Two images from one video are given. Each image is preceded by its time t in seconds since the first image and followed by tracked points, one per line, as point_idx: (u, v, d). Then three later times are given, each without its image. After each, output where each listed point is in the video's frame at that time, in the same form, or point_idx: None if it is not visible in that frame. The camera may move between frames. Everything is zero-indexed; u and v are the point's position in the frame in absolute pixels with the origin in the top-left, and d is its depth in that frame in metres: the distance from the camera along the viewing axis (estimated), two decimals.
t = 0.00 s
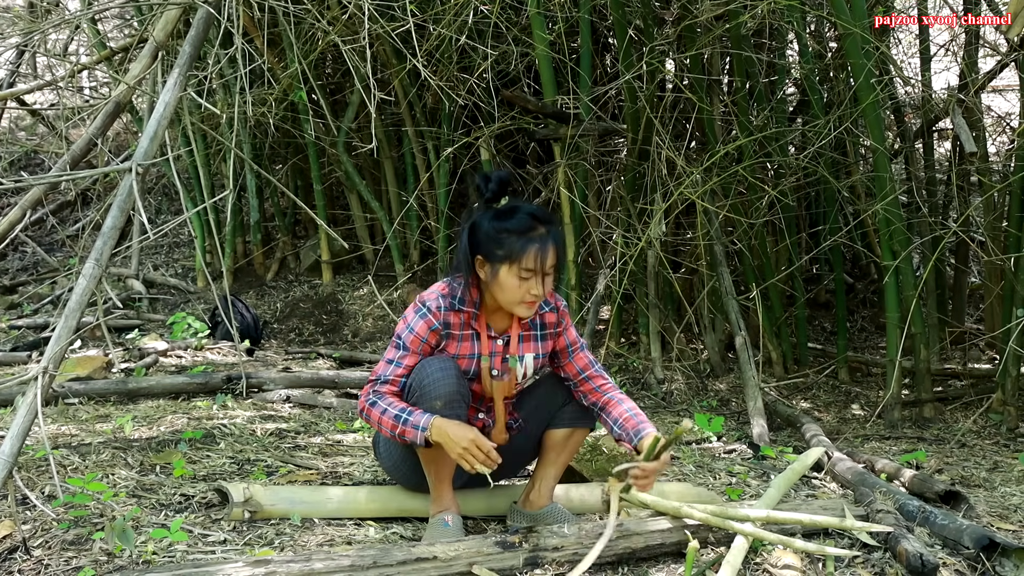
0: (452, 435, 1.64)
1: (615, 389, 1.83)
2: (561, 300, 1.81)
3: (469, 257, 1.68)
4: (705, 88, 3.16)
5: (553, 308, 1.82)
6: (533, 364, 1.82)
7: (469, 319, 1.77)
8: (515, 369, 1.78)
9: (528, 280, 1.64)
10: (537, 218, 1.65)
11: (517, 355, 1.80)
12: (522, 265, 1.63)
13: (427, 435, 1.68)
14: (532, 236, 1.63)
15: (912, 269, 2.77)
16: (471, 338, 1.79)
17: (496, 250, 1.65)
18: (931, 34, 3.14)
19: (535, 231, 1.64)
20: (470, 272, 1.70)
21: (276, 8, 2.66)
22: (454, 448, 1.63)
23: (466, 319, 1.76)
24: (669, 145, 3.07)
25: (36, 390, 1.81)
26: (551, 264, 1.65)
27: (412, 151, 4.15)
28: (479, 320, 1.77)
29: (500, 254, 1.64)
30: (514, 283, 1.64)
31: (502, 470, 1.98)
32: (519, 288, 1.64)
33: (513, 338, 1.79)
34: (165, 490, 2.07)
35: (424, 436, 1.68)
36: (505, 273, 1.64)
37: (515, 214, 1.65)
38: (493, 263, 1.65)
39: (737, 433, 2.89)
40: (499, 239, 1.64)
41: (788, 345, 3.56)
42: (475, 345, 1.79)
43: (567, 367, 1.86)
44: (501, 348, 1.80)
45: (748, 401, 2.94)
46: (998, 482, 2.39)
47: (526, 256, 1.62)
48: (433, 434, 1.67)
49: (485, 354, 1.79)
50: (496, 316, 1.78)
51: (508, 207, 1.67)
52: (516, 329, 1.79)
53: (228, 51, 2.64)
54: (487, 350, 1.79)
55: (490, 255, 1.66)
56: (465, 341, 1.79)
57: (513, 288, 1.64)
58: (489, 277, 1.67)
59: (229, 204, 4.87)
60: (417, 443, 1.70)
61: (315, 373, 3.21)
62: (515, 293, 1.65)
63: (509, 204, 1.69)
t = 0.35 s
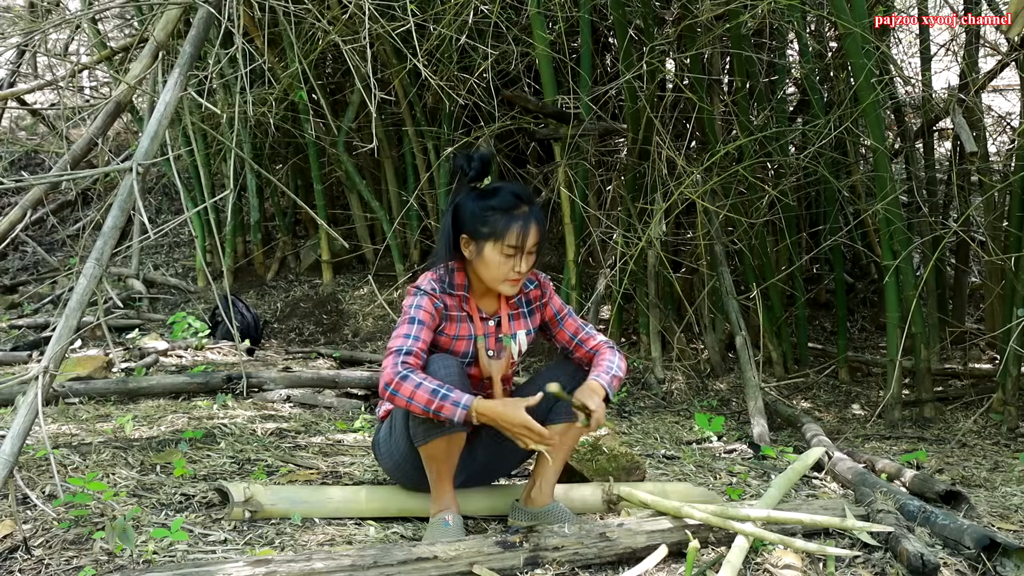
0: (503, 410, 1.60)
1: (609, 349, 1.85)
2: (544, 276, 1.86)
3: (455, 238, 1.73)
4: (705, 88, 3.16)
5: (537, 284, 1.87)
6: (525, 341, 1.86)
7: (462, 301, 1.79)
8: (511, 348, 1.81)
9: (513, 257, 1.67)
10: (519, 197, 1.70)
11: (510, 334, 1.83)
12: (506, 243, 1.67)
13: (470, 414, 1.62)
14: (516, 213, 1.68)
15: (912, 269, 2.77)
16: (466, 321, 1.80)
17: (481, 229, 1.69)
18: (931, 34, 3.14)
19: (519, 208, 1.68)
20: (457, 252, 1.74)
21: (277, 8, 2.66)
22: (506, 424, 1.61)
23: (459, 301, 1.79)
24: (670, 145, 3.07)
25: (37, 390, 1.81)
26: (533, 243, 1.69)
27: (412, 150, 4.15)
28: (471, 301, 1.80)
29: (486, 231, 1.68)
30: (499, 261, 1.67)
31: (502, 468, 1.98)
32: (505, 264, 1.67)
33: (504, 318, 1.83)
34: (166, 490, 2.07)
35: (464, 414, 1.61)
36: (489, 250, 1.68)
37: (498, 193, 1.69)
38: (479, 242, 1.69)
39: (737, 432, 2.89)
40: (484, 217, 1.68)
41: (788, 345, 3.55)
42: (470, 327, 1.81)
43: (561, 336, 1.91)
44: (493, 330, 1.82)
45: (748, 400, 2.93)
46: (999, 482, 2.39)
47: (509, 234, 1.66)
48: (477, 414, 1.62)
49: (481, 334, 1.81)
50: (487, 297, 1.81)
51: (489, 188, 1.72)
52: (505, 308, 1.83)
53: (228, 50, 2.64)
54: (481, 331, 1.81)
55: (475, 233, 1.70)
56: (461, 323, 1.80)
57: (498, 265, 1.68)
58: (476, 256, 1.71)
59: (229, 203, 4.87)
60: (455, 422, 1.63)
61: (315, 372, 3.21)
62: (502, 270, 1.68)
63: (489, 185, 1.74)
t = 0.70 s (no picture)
0: (532, 426, 1.65)
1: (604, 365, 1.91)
2: (558, 283, 1.87)
3: (481, 242, 1.71)
4: (705, 88, 3.16)
5: (551, 290, 1.88)
6: (539, 345, 1.87)
7: (483, 304, 1.78)
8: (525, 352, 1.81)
9: (541, 261, 1.69)
10: (547, 202, 1.70)
11: (525, 338, 1.84)
12: (536, 247, 1.67)
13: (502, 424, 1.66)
14: (545, 219, 1.68)
15: (913, 269, 2.77)
16: (484, 325, 1.80)
17: (511, 234, 1.68)
18: (931, 34, 3.14)
19: (547, 214, 1.69)
20: (482, 256, 1.72)
21: (278, 8, 2.66)
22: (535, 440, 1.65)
23: (479, 304, 1.78)
24: (670, 145, 3.07)
25: (38, 389, 1.81)
26: (560, 247, 1.71)
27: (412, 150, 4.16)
28: (489, 305, 1.79)
29: (516, 236, 1.67)
30: (527, 265, 1.68)
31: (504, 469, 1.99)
32: (533, 268, 1.68)
33: (520, 322, 1.83)
34: (167, 489, 2.07)
35: (499, 426, 1.65)
36: (519, 254, 1.68)
37: (527, 198, 1.69)
38: (506, 246, 1.68)
39: (738, 432, 2.89)
40: (513, 222, 1.67)
41: (789, 345, 3.55)
42: (487, 331, 1.81)
43: (567, 344, 1.94)
44: (508, 333, 1.83)
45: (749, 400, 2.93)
46: (999, 482, 2.39)
47: (541, 239, 1.67)
48: (510, 424, 1.66)
49: (498, 338, 1.81)
50: (503, 301, 1.81)
51: (517, 192, 1.70)
52: (521, 312, 1.83)
53: (229, 50, 2.64)
54: (498, 335, 1.81)
55: (503, 238, 1.69)
56: (480, 328, 1.80)
57: (526, 270, 1.69)
58: (502, 261, 1.70)
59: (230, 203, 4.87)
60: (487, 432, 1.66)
61: (316, 372, 3.21)
62: (531, 274, 1.69)
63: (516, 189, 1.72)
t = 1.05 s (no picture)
0: (517, 440, 1.63)
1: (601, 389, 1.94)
2: (576, 300, 1.86)
3: (503, 247, 1.71)
4: (706, 88, 3.16)
5: (568, 306, 1.87)
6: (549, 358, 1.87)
7: (498, 309, 1.78)
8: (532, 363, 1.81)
9: (557, 276, 1.66)
10: (574, 219, 1.67)
11: (536, 349, 1.83)
12: (556, 262, 1.65)
13: (488, 435, 1.65)
14: (568, 236, 1.65)
15: (913, 269, 2.77)
16: (497, 330, 1.80)
17: (531, 244, 1.66)
18: (932, 34, 3.14)
19: (572, 231, 1.66)
20: (501, 262, 1.72)
21: (279, 8, 2.66)
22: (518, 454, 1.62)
23: (495, 309, 1.78)
24: (671, 146, 3.07)
25: (40, 389, 1.81)
26: (580, 265, 1.68)
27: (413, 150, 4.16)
28: (505, 311, 1.79)
29: (535, 248, 1.65)
30: (543, 278, 1.66)
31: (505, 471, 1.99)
32: (548, 282, 1.67)
33: (533, 332, 1.83)
34: (168, 489, 2.07)
35: (484, 436, 1.65)
36: (536, 267, 1.66)
37: (554, 212, 1.67)
38: (526, 256, 1.67)
39: (738, 432, 2.89)
40: (536, 233, 1.66)
41: (789, 345, 3.55)
42: (498, 337, 1.81)
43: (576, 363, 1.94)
44: (520, 341, 1.83)
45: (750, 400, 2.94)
46: (1000, 482, 2.39)
47: (560, 255, 1.65)
48: (496, 436, 1.65)
49: (508, 345, 1.81)
50: (519, 309, 1.80)
51: (547, 204, 1.68)
52: (535, 323, 1.83)
53: (230, 51, 2.64)
54: (509, 342, 1.81)
55: (524, 247, 1.68)
56: (491, 333, 1.80)
57: (542, 283, 1.67)
58: (519, 270, 1.70)
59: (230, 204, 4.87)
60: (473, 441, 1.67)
61: (316, 372, 3.22)
62: (545, 288, 1.67)
63: (547, 201, 1.70)
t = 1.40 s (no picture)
0: (512, 437, 1.62)
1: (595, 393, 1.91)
2: (576, 303, 1.86)
3: (500, 249, 1.71)
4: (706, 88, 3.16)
5: (568, 309, 1.87)
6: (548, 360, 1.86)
7: (497, 312, 1.78)
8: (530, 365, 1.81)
9: (552, 282, 1.66)
10: (574, 225, 1.66)
11: (535, 351, 1.83)
12: (551, 267, 1.64)
13: (483, 437, 1.66)
14: (566, 242, 1.64)
15: (913, 269, 2.77)
16: (495, 332, 1.80)
17: (528, 248, 1.66)
18: (932, 35, 3.14)
19: (571, 238, 1.65)
20: (497, 263, 1.72)
21: (279, 9, 2.66)
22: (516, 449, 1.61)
23: (493, 312, 1.78)
24: (671, 146, 3.08)
25: (40, 390, 1.81)
26: (578, 271, 1.67)
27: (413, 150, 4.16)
28: (504, 314, 1.79)
29: (532, 252, 1.65)
30: (536, 283, 1.66)
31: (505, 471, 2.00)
32: (543, 287, 1.66)
33: (532, 335, 1.83)
34: (168, 490, 2.07)
35: (478, 438, 1.66)
36: (530, 271, 1.66)
37: (554, 217, 1.66)
38: (522, 260, 1.67)
39: (738, 432, 2.90)
40: (534, 238, 1.65)
41: (790, 345, 3.55)
42: (497, 339, 1.81)
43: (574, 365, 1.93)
44: (519, 344, 1.82)
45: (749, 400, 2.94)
46: (999, 482, 2.39)
47: (555, 261, 1.64)
48: (490, 438, 1.65)
49: (507, 348, 1.81)
50: (518, 312, 1.80)
51: (549, 209, 1.68)
52: (534, 326, 1.83)
53: (230, 51, 2.64)
54: (508, 344, 1.81)
55: (521, 250, 1.68)
56: (490, 335, 1.80)
57: (535, 287, 1.67)
58: (515, 272, 1.70)
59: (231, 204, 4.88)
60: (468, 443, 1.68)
61: (317, 373, 3.22)
62: (539, 292, 1.67)
63: (550, 206, 1.70)
